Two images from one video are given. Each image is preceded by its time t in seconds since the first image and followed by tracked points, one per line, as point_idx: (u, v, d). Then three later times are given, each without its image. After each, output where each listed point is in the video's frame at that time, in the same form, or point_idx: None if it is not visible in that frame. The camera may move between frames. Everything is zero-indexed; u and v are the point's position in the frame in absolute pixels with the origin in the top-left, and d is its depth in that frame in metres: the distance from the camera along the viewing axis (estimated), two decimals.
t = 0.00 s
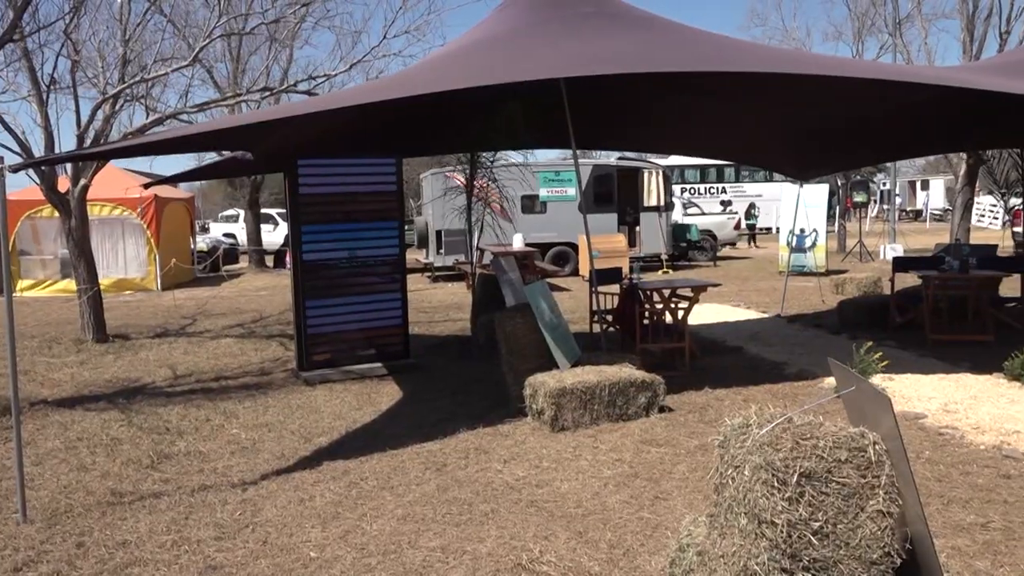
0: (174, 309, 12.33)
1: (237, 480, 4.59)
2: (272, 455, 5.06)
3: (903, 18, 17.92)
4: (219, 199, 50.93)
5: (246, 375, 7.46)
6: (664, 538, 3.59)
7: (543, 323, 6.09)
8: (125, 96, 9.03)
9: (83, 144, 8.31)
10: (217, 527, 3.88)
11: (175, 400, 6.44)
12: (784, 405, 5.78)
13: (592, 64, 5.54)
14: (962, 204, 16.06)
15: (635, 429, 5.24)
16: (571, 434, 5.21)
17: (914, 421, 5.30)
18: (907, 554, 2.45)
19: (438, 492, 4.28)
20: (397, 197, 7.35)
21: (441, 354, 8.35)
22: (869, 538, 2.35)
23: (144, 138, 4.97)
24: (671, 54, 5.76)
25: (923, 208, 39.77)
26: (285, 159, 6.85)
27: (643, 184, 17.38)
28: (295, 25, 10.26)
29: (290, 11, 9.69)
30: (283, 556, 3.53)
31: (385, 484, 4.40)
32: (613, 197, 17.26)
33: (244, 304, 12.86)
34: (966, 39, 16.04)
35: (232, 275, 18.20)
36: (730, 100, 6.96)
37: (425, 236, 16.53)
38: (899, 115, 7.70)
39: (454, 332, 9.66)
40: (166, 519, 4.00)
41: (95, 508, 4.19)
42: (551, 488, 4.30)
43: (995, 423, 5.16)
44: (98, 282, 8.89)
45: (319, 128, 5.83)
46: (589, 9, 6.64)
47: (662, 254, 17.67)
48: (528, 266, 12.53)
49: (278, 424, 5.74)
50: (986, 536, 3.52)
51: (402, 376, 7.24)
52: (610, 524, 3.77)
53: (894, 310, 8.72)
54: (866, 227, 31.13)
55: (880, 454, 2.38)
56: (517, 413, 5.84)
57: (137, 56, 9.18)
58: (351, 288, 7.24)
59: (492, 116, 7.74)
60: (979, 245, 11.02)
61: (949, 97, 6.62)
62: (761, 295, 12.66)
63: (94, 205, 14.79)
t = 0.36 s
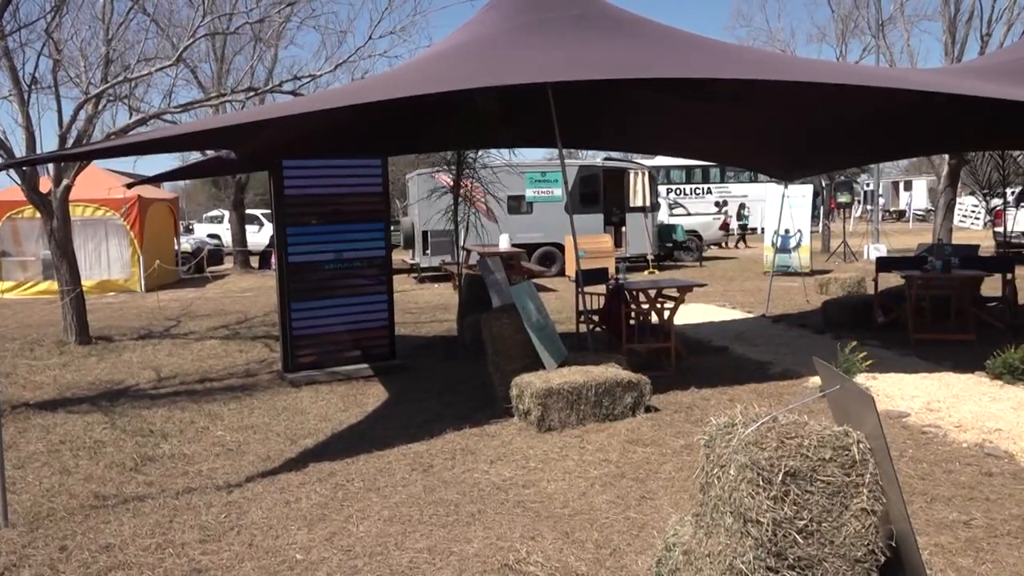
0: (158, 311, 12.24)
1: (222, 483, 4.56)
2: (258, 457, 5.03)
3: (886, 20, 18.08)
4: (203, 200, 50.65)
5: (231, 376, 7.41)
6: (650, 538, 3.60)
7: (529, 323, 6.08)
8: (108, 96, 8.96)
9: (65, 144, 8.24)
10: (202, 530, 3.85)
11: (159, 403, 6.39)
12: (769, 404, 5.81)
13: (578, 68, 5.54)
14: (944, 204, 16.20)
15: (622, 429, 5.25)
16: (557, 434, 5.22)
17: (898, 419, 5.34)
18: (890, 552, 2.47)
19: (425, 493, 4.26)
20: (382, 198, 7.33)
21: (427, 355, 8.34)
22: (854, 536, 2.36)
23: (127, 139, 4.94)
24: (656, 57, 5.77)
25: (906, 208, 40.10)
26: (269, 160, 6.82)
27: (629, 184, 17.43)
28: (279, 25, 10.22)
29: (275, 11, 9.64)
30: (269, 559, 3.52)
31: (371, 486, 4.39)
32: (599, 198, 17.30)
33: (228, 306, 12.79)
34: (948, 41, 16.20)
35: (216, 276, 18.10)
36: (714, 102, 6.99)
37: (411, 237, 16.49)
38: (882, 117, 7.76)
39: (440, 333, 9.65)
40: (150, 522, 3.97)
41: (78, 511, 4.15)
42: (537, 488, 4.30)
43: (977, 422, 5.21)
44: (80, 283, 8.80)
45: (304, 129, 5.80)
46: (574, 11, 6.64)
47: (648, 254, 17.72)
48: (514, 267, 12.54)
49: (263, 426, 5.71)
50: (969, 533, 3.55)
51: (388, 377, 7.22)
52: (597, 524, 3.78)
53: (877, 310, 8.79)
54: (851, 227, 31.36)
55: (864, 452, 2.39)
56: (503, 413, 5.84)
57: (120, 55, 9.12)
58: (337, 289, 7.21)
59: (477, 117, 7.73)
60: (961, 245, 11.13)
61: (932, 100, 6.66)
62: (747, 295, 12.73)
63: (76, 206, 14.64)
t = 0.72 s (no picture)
0: (144, 312, 12.17)
1: (209, 484, 4.54)
2: (245, 458, 5.01)
3: (872, 21, 18.18)
4: (190, 200, 50.39)
5: (218, 377, 7.38)
6: (639, 537, 3.60)
7: (518, 323, 6.12)
8: (93, 96, 8.90)
9: (50, 144, 8.17)
10: (189, 531, 3.83)
11: (145, 404, 6.35)
12: (757, 404, 5.83)
13: (567, 69, 5.53)
14: (930, 204, 16.30)
15: (610, 429, 5.26)
16: (546, 434, 5.22)
17: (884, 418, 5.38)
18: (877, 550, 2.49)
19: (414, 493, 4.26)
20: (370, 198, 7.31)
21: (416, 355, 8.32)
22: (841, 534, 2.37)
23: (114, 140, 4.92)
24: (645, 58, 5.78)
25: (892, 208, 40.35)
26: (257, 160, 6.79)
27: (617, 184, 17.47)
28: (266, 25, 10.18)
29: (262, 10, 9.61)
30: (257, 560, 3.50)
31: (359, 487, 4.37)
32: (588, 198, 17.32)
33: (216, 306, 12.72)
34: (933, 42, 16.31)
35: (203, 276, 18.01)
36: (703, 103, 7.01)
37: (400, 237, 16.47)
38: (870, 118, 7.80)
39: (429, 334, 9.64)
40: (136, 524, 3.94)
41: (63, 513, 4.12)
42: (526, 488, 4.30)
43: (962, 420, 5.25)
44: (66, 283, 8.74)
45: (293, 130, 5.78)
46: (563, 12, 6.64)
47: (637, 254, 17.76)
48: (503, 266, 12.55)
49: (250, 427, 5.68)
50: (954, 530, 3.58)
51: (376, 378, 7.20)
52: (586, 524, 3.78)
53: (863, 310, 8.84)
54: (837, 227, 31.53)
55: (851, 451, 2.41)
56: (492, 414, 5.84)
57: (105, 54, 9.06)
58: (325, 289, 7.19)
59: (467, 118, 7.73)
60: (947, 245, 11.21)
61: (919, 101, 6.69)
62: (734, 295, 12.77)
63: (61, 206, 14.55)
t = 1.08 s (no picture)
0: (132, 312, 12.10)
1: (199, 485, 4.52)
2: (235, 459, 4.98)
3: (860, 22, 18.28)
4: (179, 200, 50.19)
5: (208, 377, 7.35)
6: (629, 536, 3.61)
7: (509, 323, 6.11)
8: (81, 95, 8.85)
9: (37, 143, 8.12)
10: (178, 533, 3.82)
11: (134, 405, 6.32)
12: (746, 403, 5.85)
13: (558, 70, 5.54)
14: (918, 204, 16.40)
15: (601, 428, 5.27)
16: (537, 434, 5.22)
17: (873, 417, 5.40)
18: (866, 548, 2.51)
19: (404, 494, 4.25)
20: (361, 198, 7.30)
21: (407, 355, 8.31)
22: (830, 532, 2.39)
23: (103, 139, 4.89)
24: (635, 58, 5.79)
25: (880, 208, 40.55)
26: (246, 159, 6.77)
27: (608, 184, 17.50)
28: (256, 24, 10.15)
29: (252, 9, 9.58)
30: (247, 561, 3.49)
31: (350, 487, 4.37)
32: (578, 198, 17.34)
33: (205, 307, 12.67)
34: (921, 43, 16.41)
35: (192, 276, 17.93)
36: (693, 103, 7.03)
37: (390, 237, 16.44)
38: (859, 118, 7.85)
39: (419, 334, 9.62)
40: (125, 525, 3.93)
41: (51, 515, 4.10)
42: (517, 488, 4.30)
43: (950, 419, 5.28)
44: (53, 284, 8.68)
45: (283, 129, 5.76)
46: (554, 12, 6.65)
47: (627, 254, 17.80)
48: (493, 266, 12.56)
49: (240, 428, 5.67)
50: (943, 528, 3.60)
51: (366, 378, 7.19)
52: (576, 524, 3.78)
53: (853, 310, 8.88)
54: (827, 226, 31.68)
55: (840, 449, 2.42)
56: (483, 413, 5.84)
57: (93, 53, 9.00)
58: (315, 289, 7.17)
59: (458, 118, 7.73)
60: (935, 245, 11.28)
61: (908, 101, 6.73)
62: (724, 295, 12.82)
63: (48, 206, 14.45)
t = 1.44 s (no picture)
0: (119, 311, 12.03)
1: (186, 485, 4.50)
2: (223, 459, 4.96)
3: (847, 22, 18.39)
4: (167, 199, 49.93)
5: (195, 377, 7.31)
6: (618, 535, 3.62)
7: (498, 322, 6.12)
8: (66, 93, 8.78)
9: (22, 141, 8.05)
10: (165, 533, 3.80)
11: (120, 405, 6.28)
12: (734, 401, 5.88)
13: (548, 68, 5.55)
14: (904, 203, 16.51)
15: (589, 427, 5.28)
16: (526, 433, 5.22)
17: (860, 414, 5.44)
18: (853, 544, 2.53)
19: (393, 493, 4.24)
20: (349, 196, 7.27)
21: (395, 354, 8.30)
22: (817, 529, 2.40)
23: (89, 138, 4.86)
24: (624, 56, 5.80)
25: (867, 207, 40.82)
26: (234, 158, 6.73)
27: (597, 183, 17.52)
28: (243, 21, 10.10)
29: (239, 7, 9.54)
30: (235, 562, 3.47)
31: (339, 487, 4.35)
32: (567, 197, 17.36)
33: (192, 306, 12.61)
34: (908, 43, 16.51)
35: (179, 276, 17.84)
36: (683, 100, 7.05)
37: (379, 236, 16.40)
38: (847, 116, 7.89)
39: (408, 333, 9.61)
40: (111, 527, 3.90)
41: (36, 516, 4.07)
42: (506, 487, 4.30)
43: (936, 416, 5.32)
44: (38, 283, 8.62)
45: (271, 128, 5.73)
46: (543, 11, 6.65)
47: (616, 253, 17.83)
48: (482, 266, 12.55)
49: (228, 428, 5.64)
50: (929, 524, 3.63)
51: (355, 377, 7.17)
52: (565, 522, 3.79)
53: (840, 308, 8.93)
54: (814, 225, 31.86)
55: (827, 447, 2.43)
56: (472, 412, 5.84)
57: (78, 50, 8.94)
58: (303, 288, 7.15)
59: (448, 116, 7.72)
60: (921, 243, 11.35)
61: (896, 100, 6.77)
62: (713, 293, 12.86)
63: (33, 205, 14.33)
